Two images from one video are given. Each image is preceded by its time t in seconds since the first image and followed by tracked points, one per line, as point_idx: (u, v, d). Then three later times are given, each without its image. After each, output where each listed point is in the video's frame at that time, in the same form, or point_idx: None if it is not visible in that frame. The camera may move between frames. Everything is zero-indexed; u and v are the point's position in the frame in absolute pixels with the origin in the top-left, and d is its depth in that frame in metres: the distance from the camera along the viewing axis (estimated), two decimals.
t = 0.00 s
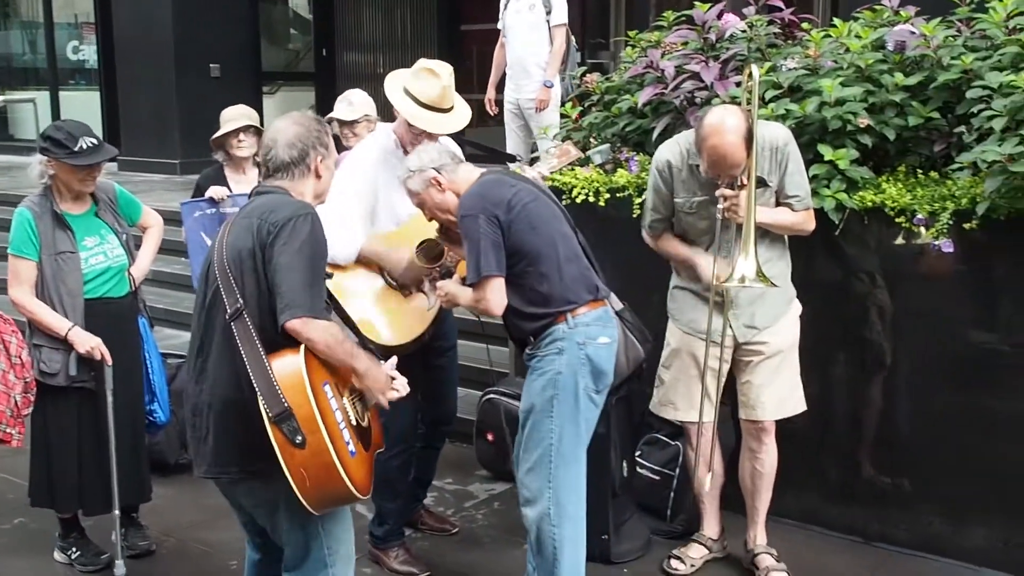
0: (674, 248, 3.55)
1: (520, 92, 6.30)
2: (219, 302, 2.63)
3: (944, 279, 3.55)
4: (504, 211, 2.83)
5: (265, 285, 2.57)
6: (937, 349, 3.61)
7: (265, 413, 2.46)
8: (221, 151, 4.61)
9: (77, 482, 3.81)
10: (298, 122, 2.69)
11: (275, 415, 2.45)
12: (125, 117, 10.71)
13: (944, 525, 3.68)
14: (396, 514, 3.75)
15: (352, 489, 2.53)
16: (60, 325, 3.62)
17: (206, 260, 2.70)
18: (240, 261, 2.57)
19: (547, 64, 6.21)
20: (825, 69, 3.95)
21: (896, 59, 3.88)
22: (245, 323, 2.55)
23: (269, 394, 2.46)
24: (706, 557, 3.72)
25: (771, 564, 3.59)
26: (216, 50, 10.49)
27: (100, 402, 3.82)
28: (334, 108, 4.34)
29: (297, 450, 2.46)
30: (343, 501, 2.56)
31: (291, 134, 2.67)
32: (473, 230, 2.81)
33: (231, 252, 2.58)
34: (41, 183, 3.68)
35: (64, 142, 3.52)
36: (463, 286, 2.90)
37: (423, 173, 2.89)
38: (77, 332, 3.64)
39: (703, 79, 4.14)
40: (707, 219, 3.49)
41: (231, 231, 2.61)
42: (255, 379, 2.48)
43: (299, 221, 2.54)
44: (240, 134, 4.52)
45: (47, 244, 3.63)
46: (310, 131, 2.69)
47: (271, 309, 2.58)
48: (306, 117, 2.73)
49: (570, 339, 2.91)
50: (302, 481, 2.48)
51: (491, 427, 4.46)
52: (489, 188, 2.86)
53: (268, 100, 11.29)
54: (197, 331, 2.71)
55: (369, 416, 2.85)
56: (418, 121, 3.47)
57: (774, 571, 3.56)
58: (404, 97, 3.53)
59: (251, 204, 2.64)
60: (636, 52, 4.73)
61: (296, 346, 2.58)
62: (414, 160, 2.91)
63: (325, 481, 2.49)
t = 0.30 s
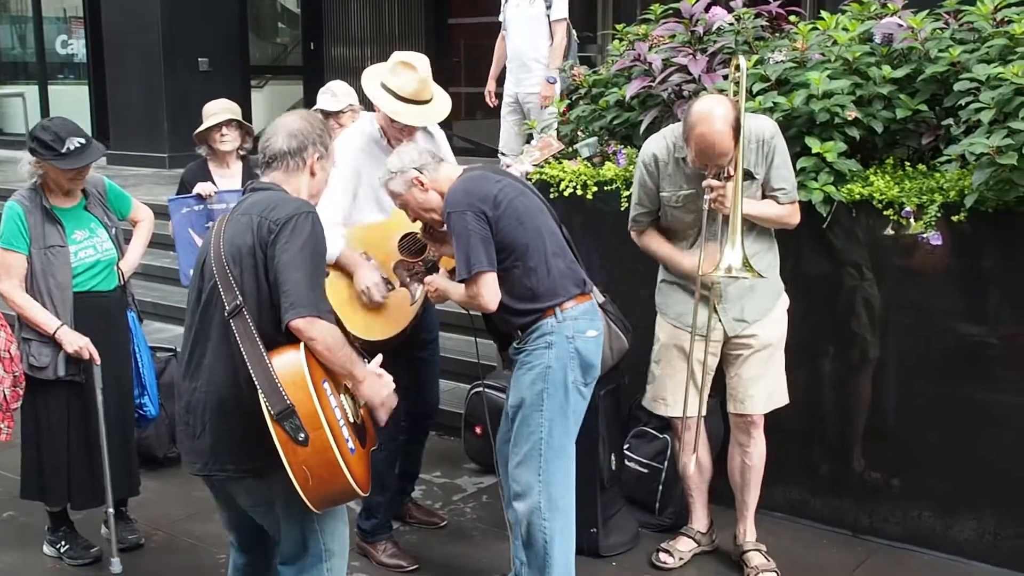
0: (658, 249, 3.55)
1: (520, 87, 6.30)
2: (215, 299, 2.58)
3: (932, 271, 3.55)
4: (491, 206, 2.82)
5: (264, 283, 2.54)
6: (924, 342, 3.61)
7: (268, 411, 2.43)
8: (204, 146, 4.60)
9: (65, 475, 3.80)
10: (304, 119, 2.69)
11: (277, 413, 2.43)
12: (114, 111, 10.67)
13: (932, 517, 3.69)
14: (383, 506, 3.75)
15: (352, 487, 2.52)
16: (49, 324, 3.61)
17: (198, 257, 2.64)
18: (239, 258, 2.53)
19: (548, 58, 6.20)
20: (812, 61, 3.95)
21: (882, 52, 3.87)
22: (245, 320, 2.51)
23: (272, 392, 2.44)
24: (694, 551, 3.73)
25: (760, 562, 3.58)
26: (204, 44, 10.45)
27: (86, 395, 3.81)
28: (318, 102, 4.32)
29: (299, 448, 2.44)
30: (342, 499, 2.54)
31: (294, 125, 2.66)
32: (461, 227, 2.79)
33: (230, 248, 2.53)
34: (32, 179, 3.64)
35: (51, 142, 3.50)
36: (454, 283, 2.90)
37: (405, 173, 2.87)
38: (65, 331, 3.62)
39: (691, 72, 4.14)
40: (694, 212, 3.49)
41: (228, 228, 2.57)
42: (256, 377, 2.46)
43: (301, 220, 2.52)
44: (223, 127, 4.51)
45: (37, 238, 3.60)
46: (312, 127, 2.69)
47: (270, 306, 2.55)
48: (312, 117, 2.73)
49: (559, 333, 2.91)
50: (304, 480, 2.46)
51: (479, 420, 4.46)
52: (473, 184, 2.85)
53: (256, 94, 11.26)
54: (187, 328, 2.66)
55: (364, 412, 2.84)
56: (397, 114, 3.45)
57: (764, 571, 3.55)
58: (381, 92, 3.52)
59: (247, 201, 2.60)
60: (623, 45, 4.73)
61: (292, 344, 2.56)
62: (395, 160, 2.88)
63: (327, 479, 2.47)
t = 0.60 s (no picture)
0: (649, 258, 3.53)
1: (518, 86, 6.30)
2: (214, 298, 2.54)
3: (923, 269, 3.55)
4: (474, 204, 2.80)
5: (265, 284, 2.50)
6: (916, 339, 3.61)
7: (268, 413, 2.40)
8: (186, 145, 4.54)
9: (55, 472, 3.77)
10: (322, 127, 2.68)
11: (278, 415, 2.39)
12: (103, 109, 10.64)
13: (924, 514, 3.69)
14: (374, 504, 3.73)
15: (353, 488, 2.50)
16: (34, 320, 3.56)
17: (197, 256, 2.61)
18: (239, 257, 2.49)
19: (547, 58, 6.20)
20: (804, 58, 3.94)
21: (874, 49, 3.89)
22: (246, 320, 2.48)
23: (272, 394, 2.40)
24: (685, 548, 3.72)
25: (751, 555, 3.59)
26: (193, 43, 10.42)
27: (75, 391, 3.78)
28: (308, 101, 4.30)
29: (301, 451, 2.41)
30: (342, 502, 2.52)
31: (309, 130, 2.66)
32: (445, 224, 2.77)
33: (230, 248, 2.50)
34: (18, 179, 3.63)
35: (29, 147, 3.47)
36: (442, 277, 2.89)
37: (390, 170, 2.85)
38: (51, 326, 3.58)
39: (682, 70, 4.13)
40: (685, 208, 3.48)
41: (228, 227, 2.53)
42: (257, 380, 2.42)
43: (302, 221, 2.48)
44: (207, 126, 4.46)
45: (24, 236, 3.58)
46: (327, 135, 2.67)
47: (270, 306, 2.51)
48: (331, 129, 2.71)
49: (552, 328, 2.90)
50: (305, 481, 2.43)
51: (469, 418, 4.44)
52: (457, 180, 2.83)
53: (245, 93, 11.24)
54: (187, 327, 2.62)
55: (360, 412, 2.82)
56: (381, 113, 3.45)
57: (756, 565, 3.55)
58: (365, 89, 3.52)
59: (248, 201, 2.57)
60: (614, 43, 4.72)
61: (290, 345, 2.53)
62: (381, 156, 2.87)
63: (328, 481, 2.45)
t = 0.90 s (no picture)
0: (653, 256, 3.53)
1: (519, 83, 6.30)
2: (227, 294, 2.51)
3: (926, 266, 3.54)
4: (481, 198, 2.80)
5: (283, 285, 2.50)
6: (920, 336, 3.60)
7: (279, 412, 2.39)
8: (185, 141, 4.50)
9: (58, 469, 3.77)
10: (350, 141, 2.67)
11: (290, 415, 2.39)
12: (105, 107, 10.63)
13: (928, 511, 3.68)
14: (377, 500, 3.73)
15: (362, 492, 2.50)
16: (40, 321, 3.57)
17: (211, 250, 2.59)
18: (259, 257, 2.48)
19: (547, 55, 6.19)
20: (807, 53, 3.93)
21: (877, 44, 3.88)
22: (262, 317, 2.46)
23: (284, 393, 2.39)
24: (688, 545, 3.71)
25: (754, 548, 3.58)
26: (195, 40, 10.41)
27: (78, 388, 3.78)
28: (311, 108, 4.28)
29: (311, 451, 2.41)
30: (350, 504, 2.51)
31: (340, 143, 2.65)
32: (453, 216, 2.77)
33: (251, 247, 2.49)
34: (22, 175, 3.62)
35: (35, 139, 3.46)
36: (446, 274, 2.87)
37: (393, 163, 2.84)
38: (55, 328, 3.59)
39: (684, 65, 4.13)
40: (687, 205, 3.47)
41: (248, 225, 2.52)
42: (270, 378, 2.41)
43: (326, 226, 2.49)
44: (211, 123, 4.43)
45: (28, 232, 3.57)
46: (356, 149, 2.65)
47: (286, 307, 2.50)
48: (359, 142, 2.69)
49: (552, 324, 2.89)
50: (313, 481, 2.43)
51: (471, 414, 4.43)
52: (462, 175, 2.83)
53: (246, 90, 11.24)
54: (195, 321, 2.60)
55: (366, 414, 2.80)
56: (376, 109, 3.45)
57: (758, 554, 3.54)
58: (358, 86, 3.52)
59: (269, 201, 2.56)
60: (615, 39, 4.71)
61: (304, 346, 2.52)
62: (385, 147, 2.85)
63: (338, 482, 2.44)
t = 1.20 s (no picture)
0: (663, 258, 3.52)
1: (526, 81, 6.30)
2: (238, 295, 2.52)
3: (934, 265, 3.54)
4: (495, 200, 2.80)
5: (296, 284, 2.50)
6: (928, 336, 3.59)
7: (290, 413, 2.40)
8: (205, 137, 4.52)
9: (66, 467, 3.77)
10: (359, 140, 2.66)
11: (300, 416, 2.39)
12: (113, 105, 10.64)
13: (936, 511, 3.67)
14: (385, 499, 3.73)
15: (372, 494, 2.50)
16: (49, 310, 3.58)
17: (225, 252, 2.60)
18: (271, 255, 2.49)
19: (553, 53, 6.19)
20: (815, 52, 3.92)
21: (885, 43, 3.87)
22: (274, 318, 2.47)
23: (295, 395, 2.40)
24: (696, 545, 3.71)
25: (764, 556, 3.56)
26: (202, 39, 10.43)
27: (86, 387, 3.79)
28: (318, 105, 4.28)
29: (320, 453, 2.41)
30: (359, 506, 2.51)
31: (348, 143, 2.65)
32: (467, 219, 2.77)
33: (263, 245, 2.50)
34: (30, 175, 3.63)
35: (42, 139, 3.46)
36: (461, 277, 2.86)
37: (403, 169, 2.85)
38: (65, 317, 3.60)
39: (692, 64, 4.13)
40: (693, 208, 3.46)
41: (261, 224, 2.54)
42: (281, 380, 2.42)
43: (337, 223, 2.49)
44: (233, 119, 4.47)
45: (36, 231, 3.58)
46: (364, 148, 2.65)
47: (298, 307, 2.51)
48: (368, 142, 2.69)
49: (565, 325, 2.89)
50: (322, 483, 2.43)
51: (479, 413, 4.43)
52: (474, 177, 2.82)
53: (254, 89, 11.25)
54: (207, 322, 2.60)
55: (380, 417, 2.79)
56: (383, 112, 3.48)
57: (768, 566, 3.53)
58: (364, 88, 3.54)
59: (282, 201, 2.57)
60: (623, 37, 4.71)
61: (315, 348, 2.52)
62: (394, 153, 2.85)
63: (347, 485, 2.45)
